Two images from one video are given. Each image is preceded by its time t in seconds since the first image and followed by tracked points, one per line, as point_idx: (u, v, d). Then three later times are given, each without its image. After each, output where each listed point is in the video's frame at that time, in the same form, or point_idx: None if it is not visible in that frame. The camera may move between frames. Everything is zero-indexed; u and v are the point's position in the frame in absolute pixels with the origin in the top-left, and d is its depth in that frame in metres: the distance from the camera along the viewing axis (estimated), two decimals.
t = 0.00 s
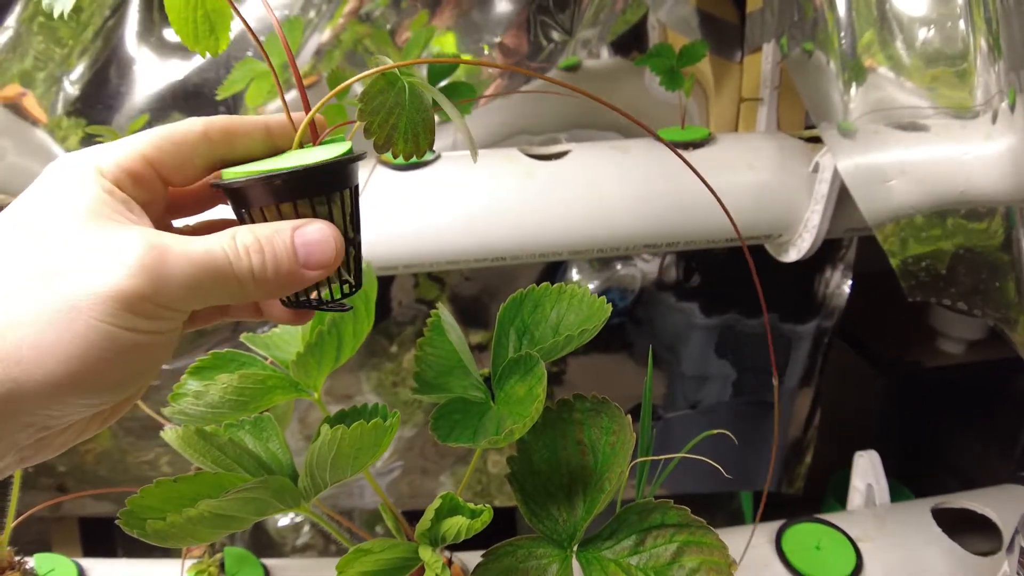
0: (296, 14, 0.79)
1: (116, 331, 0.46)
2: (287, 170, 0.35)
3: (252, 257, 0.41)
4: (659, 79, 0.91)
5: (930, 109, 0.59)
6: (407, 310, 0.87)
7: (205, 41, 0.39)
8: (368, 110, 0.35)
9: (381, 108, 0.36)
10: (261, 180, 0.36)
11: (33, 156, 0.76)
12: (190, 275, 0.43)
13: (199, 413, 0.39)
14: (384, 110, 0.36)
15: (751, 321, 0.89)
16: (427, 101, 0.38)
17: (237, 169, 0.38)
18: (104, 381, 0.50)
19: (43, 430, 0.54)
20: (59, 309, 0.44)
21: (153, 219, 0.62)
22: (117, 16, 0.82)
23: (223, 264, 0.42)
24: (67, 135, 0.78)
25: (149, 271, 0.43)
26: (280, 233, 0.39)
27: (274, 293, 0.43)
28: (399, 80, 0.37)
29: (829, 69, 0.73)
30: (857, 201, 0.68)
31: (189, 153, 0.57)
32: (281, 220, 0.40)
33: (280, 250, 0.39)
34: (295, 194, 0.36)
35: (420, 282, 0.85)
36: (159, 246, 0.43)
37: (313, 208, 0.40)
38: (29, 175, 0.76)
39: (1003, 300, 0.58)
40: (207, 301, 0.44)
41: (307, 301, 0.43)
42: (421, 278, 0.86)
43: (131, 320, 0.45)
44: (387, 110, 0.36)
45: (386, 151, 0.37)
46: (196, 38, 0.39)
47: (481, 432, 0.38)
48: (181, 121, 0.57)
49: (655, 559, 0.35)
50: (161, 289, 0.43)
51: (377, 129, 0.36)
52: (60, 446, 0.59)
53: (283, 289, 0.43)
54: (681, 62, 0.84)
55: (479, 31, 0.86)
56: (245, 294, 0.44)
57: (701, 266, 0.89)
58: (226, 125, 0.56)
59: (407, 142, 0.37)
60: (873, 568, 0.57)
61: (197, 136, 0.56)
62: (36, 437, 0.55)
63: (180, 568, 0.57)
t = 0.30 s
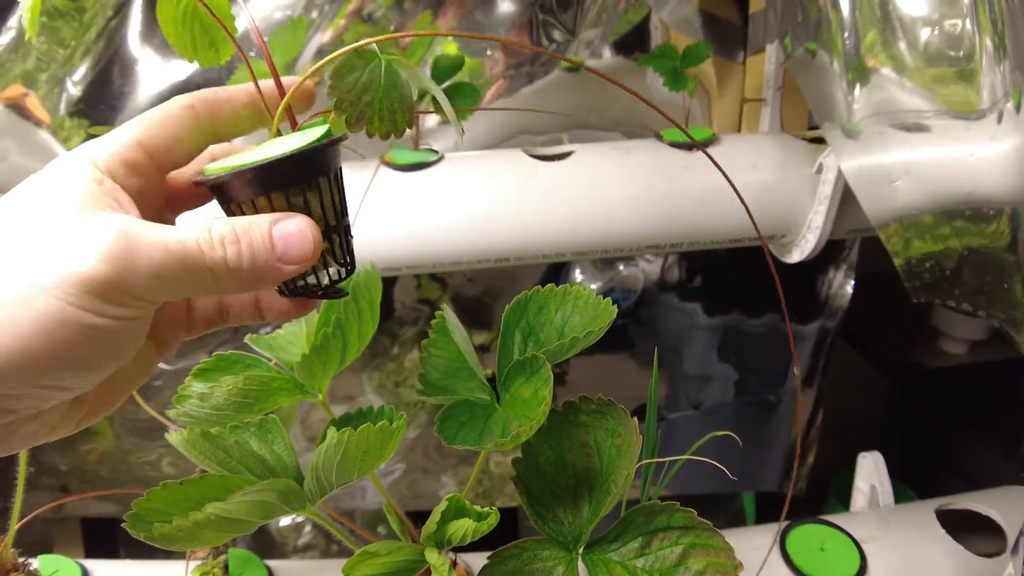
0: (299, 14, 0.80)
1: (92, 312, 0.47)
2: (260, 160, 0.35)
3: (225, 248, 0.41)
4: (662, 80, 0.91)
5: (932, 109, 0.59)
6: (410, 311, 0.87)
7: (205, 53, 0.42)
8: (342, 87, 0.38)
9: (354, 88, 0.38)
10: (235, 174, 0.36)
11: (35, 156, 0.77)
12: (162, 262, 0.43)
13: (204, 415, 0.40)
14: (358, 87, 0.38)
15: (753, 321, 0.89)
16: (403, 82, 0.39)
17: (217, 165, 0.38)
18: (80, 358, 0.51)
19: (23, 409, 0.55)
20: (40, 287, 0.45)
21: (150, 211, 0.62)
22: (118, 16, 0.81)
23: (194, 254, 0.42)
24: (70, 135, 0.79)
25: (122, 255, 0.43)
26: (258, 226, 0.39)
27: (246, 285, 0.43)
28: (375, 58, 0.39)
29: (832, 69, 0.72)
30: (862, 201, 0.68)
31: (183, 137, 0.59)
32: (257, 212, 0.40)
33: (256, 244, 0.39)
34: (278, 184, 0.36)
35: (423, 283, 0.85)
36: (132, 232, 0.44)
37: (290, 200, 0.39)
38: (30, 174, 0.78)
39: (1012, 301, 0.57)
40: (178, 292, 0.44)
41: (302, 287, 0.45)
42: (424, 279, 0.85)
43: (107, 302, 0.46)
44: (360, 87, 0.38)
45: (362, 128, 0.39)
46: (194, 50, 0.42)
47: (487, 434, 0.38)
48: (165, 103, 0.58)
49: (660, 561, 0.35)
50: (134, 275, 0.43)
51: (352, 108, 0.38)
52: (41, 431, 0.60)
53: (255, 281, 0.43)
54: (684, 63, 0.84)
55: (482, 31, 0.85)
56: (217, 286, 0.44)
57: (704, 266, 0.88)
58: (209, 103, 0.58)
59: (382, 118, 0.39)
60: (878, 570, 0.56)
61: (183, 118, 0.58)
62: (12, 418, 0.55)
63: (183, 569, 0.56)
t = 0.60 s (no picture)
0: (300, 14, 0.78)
1: (105, 313, 0.46)
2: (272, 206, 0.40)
3: (242, 267, 0.45)
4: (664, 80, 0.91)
5: (933, 107, 0.60)
6: (410, 310, 0.87)
7: None
8: (312, 138, 0.36)
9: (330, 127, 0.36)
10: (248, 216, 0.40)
11: (35, 155, 0.77)
12: (174, 269, 0.45)
13: (203, 414, 0.40)
14: (330, 135, 0.36)
15: (755, 321, 0.89)
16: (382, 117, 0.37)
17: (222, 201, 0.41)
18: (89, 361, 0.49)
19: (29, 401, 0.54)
20: (51, 284, 0.45)
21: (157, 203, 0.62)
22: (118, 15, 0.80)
23: (210, 266, 0.45)
24: (71, 134, 0.78)
25: (141, 257, 0.45)
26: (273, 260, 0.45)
27: (248, 295, 0.48)
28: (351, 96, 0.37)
29: (835, 68, 0.72)
30: (863, 201, 0.67)
31: (184, 129, 0.59)
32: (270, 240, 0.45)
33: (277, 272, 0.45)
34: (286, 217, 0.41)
35: (423, 282, 0.86)
36: (147, 234, 0.45)
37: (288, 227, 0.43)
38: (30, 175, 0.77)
39: (1016, 300, 0.57)
40: (191, 295, 0.47)
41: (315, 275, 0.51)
42: (425, 277, 0.86)
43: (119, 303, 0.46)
44: (333, 134, 0.36)
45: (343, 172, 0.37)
46: None
47: (487, 432, 0.38)
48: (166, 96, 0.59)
49: (662, 561, 0.35)
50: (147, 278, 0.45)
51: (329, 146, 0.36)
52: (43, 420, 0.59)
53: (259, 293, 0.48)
54: (686, 61, 0.84)
55: (484, 30, 0.86)
56: (223, 294, 0.47)
57: (705, 266, 0.88)
58: (210, 100, 0.59)
59: (362, 159, 0.37)
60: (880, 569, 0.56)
61: (183, 111, 0.59)
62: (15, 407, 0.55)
63: (183, 568, 0.56)
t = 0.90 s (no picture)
0: (301, 13, 0.78)
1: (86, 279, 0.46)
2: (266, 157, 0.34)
3: (226, 220, 0.39)
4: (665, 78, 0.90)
5: (933, 107, 0.59)
6: (411, 310, 0.86)
7: None
8: (340, 75, 0.37)
9: (353, 78, 0.37)
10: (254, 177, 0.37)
11: (36, 154, 0.77)
12: (154, 231, 0.41)
13: (203, 413, 0.39)
14: (357, 74, 0.37)
15: (756, 321, 0.89)
16: (401, 63, 0.38)
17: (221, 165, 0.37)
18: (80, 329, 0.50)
19: (21, 381, 0.53)
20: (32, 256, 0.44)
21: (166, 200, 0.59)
22: (119, 15, 0.80)
23: (189, 224, 0.40)
24: (71, 133, 0.78)
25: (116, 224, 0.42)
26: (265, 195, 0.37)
27: (246, 255, 0.42)
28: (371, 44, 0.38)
29: (837, 67, 0.72)
30: (866, 200, 0.67)
31: (196, 129, 0.57)
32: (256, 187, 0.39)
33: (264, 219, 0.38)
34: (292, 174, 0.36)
35: (425, 281, 0.85)
36: (126, 200, 0.42)
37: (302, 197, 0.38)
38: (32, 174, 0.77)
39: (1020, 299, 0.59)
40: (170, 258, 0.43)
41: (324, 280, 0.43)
42: (426, 277, 0.85)
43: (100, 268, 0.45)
44: (360, 74, 0.37)
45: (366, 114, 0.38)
46: None
47: (487, 432, 0.38)
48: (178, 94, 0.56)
49: (663, 561, 0.35)
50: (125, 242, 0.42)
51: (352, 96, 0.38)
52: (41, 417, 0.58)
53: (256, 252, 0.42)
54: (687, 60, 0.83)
55: (484, 30, 0.86)
56: (215, 257, 0.43)
57: (707, 265, 0.88)
58: (223, 100, 0.56)
59: (385, 102, 0.38)
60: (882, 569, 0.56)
61: (192, 110, 0.56)
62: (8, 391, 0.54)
63: (183, 568, 0.56)
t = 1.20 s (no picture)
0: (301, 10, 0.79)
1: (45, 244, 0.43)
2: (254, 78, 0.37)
3: (179, 160, 0.37)
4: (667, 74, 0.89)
5: (934, 108, 0.59)
6: (412, 309, 0.86)
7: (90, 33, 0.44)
8: (336, 20, 0.39)
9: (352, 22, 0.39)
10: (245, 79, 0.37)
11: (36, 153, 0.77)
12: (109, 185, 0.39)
13: (201, 411, 0.39)
14: (352, 20, 0.39)
15: (758, 321, 0.89)
16: (401, 20, 0.40)
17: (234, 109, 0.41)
18: (48, 303, 0.47)
19: None
20: None
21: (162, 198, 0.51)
22: (119, 13, 0.80)
23: (143, 171, 0.38)
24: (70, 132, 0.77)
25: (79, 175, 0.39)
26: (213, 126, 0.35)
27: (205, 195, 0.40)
28: (373, 6, 0.41)
29: (839, 66, 0.72)
30: (868, 197, 0.66)
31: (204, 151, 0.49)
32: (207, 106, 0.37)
33: (214, 141, 0.36)
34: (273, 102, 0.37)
35: (425, 281, 0.85)
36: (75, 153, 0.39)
37: (284, 130, 0.37)
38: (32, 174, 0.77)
39: None
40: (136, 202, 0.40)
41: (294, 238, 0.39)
42: (426, 276, 0.85)
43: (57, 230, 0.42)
44: (356, 21, 0.39)
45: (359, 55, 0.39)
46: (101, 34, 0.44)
47: (488, 431, 0.37)
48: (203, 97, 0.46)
49: (666, 561, 0.34)
50: (81, 197, 0.40)
51: (350, 41, 0.39)
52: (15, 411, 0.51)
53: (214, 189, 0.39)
54: (689, 57, 0.83)
55: (484, 28, 0.87)
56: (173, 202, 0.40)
57: (709, 265, 0.88)
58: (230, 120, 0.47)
59: (377, 47, 0.39)
60: (887, 569, 0.55)
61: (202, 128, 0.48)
62: None
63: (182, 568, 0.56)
